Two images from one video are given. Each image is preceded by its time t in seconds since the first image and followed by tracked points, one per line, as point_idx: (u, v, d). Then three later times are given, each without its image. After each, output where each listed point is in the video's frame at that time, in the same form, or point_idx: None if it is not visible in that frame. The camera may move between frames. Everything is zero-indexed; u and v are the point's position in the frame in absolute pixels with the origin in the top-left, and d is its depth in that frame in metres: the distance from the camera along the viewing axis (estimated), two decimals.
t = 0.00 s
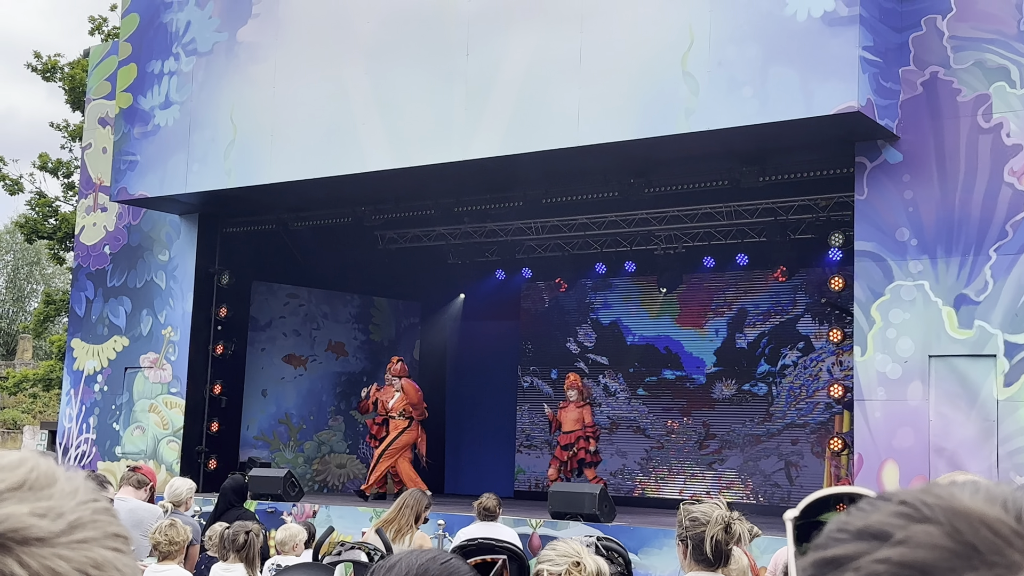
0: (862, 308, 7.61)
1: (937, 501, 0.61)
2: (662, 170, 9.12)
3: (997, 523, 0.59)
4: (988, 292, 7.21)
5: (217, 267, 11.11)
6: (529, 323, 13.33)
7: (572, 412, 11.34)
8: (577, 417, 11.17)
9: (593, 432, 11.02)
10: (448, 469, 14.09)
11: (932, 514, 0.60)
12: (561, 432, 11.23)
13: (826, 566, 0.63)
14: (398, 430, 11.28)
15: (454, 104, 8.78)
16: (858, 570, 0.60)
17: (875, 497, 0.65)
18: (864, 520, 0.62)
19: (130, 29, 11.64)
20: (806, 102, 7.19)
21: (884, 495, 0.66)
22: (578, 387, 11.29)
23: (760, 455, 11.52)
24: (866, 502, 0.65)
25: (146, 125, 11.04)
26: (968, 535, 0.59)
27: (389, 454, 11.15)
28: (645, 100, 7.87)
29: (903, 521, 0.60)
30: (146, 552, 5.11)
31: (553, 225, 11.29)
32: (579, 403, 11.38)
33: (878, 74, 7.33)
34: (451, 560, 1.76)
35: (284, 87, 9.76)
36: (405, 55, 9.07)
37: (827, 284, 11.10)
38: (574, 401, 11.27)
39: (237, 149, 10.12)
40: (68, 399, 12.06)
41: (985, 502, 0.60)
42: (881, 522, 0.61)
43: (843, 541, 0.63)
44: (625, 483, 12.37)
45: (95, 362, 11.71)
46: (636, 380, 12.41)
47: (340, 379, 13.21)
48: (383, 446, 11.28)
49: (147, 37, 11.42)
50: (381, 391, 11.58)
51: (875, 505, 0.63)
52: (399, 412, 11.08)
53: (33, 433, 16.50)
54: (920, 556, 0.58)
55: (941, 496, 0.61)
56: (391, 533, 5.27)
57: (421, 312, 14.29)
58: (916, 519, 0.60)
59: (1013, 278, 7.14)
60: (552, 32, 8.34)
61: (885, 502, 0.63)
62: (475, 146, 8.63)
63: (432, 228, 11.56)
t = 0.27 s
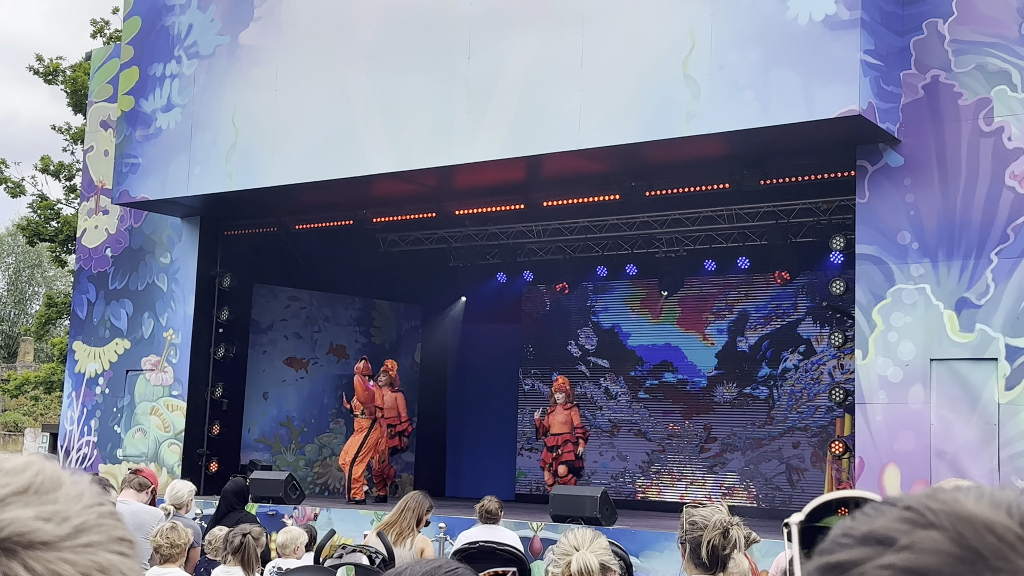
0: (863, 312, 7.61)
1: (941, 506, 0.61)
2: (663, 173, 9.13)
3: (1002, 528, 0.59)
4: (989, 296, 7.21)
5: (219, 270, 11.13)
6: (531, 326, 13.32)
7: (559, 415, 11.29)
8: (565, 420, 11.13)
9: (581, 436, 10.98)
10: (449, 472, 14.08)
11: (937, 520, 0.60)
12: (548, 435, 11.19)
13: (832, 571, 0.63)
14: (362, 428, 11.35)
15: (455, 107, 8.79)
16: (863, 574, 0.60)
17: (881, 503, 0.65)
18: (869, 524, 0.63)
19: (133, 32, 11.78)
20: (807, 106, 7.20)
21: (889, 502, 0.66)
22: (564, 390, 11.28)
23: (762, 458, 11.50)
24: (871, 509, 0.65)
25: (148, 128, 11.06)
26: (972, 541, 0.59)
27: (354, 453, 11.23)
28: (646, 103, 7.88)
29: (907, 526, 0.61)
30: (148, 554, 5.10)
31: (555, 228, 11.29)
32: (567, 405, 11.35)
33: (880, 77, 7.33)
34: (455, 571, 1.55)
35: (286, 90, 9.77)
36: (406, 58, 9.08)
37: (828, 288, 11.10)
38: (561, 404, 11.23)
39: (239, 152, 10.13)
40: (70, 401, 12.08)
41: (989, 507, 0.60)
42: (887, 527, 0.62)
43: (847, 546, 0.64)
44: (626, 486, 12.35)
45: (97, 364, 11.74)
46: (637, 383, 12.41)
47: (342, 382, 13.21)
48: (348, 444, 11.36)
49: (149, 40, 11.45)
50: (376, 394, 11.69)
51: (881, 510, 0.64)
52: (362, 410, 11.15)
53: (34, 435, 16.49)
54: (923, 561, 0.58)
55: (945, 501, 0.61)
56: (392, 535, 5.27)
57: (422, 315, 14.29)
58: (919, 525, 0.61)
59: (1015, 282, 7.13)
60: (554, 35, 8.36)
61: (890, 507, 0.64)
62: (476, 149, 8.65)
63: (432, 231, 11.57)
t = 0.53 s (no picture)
0: (863, 315, 7.61)
1: (943, 508, 0.61)
2: (664, 176, 9.13)
3: (1003, 529, 0.59)
4: (989, 299, 7.21)
5: (220, 272, 11.13)
6: (531, 329, 13.32)
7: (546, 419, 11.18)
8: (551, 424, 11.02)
9: (568, 440, 10.88)
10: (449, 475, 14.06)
11: (938, 522, 0.61)
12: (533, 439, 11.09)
13: (833, 571, 0.63)
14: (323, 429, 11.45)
15: (456, 109, 8.80)
16: None
17: (881, 505, 0.65)
18: (870, 526, 0.63)
19: (134, 35, 11.76)
20: (808, 109, 7.20)
21: (890, 503, 0.66)
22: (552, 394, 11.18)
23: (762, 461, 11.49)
24: (871, 511, 0.65)
25: (148, 131, 11.06)
26: (973, 542, 0.59)
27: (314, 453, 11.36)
28: (647, 106, 7.88)
29: (908, 528, 0.61)
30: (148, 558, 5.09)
31: (555, 230, 11.28)
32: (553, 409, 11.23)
33: (880, 80, 7.34)
34: None
35: (286, 93, 9.77)
36: (407, 61, 9.09)
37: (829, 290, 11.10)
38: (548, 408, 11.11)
39: (239, 155, 10.14)
40: (70, 404, 12.09)
41: (989, 509, 0.60)
42: (888, 528, 0.62)
43: (847, 549, 0.64)
44: (627, 489, 12.34)
45: (97, 367, 11.75)
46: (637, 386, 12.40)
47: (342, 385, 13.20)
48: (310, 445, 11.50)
49: (150, 42, 11.45)
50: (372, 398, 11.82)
51: (881, 512, 0.64)
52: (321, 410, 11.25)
53: (34, 438, 16.47)
54: (925, 562, 0.58)
55: (946, 502, 0.62)
56: (393, 538, 5.26)
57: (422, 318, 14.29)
58: (921, 526, 0.61)
59: (1015, 285, 7.14)
60: (554, 38, 8.37)
61: (890, 509, 0.64)
62: (477, 151, 8.65)
63: (433, 233, 11.57)
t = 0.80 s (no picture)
0: (862, 317, 7.61)
1: (936, 512, 0.61)
2: (663, 178, 9.13)
3: (995, 533, 0.59)
4: (989, 301, 7.21)
5: (219, 275, 11.12)
6: (531, 331, 13.31)
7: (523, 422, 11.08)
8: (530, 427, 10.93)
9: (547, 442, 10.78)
10: (448, 478, 14.03)
11: (931, 526, 0.60)
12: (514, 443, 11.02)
13: None
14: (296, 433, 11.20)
15: (455, 112, 8.80)
16: None
17: (875, 511, 0.64)
18: (864, 531, 0.62)
19: (133, 37, 11.72)
20: (807, 111, 7.20)
21: (885, 508, 0.65)
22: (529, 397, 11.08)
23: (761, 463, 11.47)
24: (866, 516, 0.64)
25: (148, 133, 11.06)
26: (966, 546, 0.58)
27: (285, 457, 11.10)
28: (646, 108, 7.88)
29: (901, 532, 0.60)
30: (147, 561, 5.09)
31: (554, 233, 11.27)
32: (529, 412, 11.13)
33: (879, 83, 7.34)
34: None
35: (285, 95, 9.77)
36: (406, 64, 9.09)
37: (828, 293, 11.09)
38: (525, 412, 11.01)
39: (239, 158, 10.13)
40: (69, 407, 12.08)
41: (981, 513, 0.60)
42: (881, 533, 0.61)
43: (842, 554, 0.63)
44: (626, 491, 12.33)
45: (96, 370, 11.74)
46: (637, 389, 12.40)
47: (342, 387, 13.19)
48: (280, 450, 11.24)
49: (149, 45, 11.43)
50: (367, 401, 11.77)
51: (875, 517, 0.63)
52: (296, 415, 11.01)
53: (34, 441, 16.46)
54: (918, 566, 0.57)
55: (939, 507, 0.61)
56: (392, 542, 5.26)
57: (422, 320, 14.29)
58: (914, 530, 0.60)
59: (1014, 287, 7.14)
60: (554, 41, 8.36)
61: (884, 515, 0.63)
62: (476, 154, 8.65)
63: (432, 236, 11.56)
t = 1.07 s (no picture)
0: (863, 319, 7.61)
1: (910, 513, 0.59)
2: (663, 180, 9.13)
3: (968, 532, 0.57)
4: (988, 302, 7.21)
5: (218, 277, 11.11)
6: (531, 333, 13.31)
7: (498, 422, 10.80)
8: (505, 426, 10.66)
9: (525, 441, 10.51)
10: (448, 480, 14.01)
11: (906, 527, 0.59)
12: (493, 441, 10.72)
13: None
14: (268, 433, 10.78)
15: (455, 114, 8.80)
16: None
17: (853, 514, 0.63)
18: (842, 536, 0.60)
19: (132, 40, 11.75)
20: (806, 113, 7.20)
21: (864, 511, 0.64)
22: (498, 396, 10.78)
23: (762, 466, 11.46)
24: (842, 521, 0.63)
25: (147, 136, 11.05)
26: (941, 545, 0.57)
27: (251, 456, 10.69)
28: (646, 110, 7.88)
29: (877, 535, 0.59)
30: (146, 564, 5.08)
31: (554, 235, 11.26)
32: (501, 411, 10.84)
33: (878, 84, 7.35)
34: None
35: (285, 98, 9.77)
36: (406, 66, 9.09)
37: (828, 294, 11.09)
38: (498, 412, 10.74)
39: (238, 160, 10.14)
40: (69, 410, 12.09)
41: (958, 513, 0.59)
42: (859, 538, 0.59)
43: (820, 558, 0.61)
44: (627, 493, 12.32)
45: (97, 373, 11.74)
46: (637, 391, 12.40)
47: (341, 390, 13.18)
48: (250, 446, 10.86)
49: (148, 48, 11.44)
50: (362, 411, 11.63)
51: (853, 520, 0.62)
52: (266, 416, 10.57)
53: (34, 443, 16.47)
54: (893, 568, 0.56)
55: (914, 508, 0.60)
56: (393, 545, 5.25)
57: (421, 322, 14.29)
58: (890, 532, 0.59)
59: (1014, 288, 7.13)
60: (553, 43, 8.37)
61: (862, 517, 0.61)
62: (476, 156, 8.65)
63: (432, 238, 11.56)
